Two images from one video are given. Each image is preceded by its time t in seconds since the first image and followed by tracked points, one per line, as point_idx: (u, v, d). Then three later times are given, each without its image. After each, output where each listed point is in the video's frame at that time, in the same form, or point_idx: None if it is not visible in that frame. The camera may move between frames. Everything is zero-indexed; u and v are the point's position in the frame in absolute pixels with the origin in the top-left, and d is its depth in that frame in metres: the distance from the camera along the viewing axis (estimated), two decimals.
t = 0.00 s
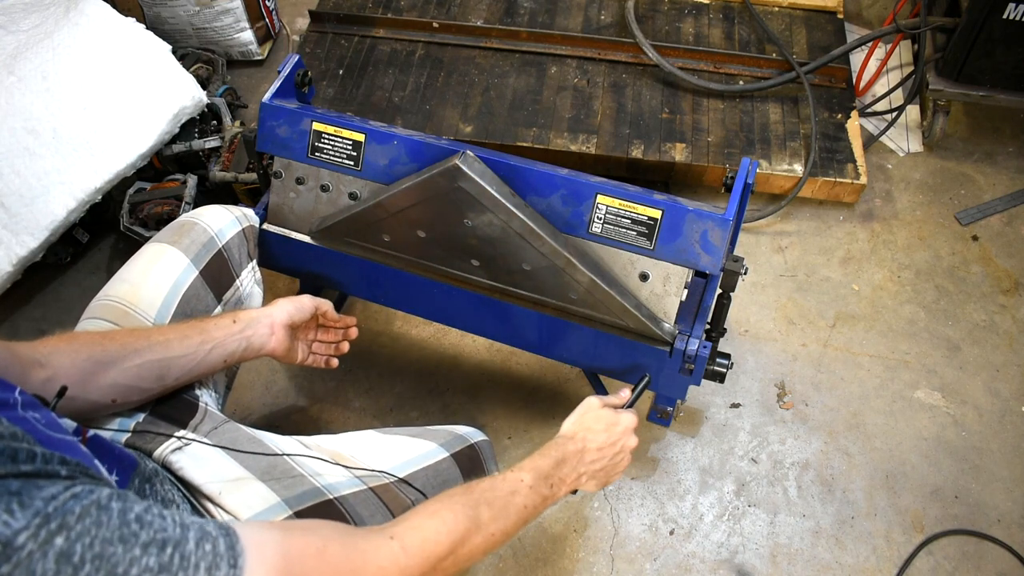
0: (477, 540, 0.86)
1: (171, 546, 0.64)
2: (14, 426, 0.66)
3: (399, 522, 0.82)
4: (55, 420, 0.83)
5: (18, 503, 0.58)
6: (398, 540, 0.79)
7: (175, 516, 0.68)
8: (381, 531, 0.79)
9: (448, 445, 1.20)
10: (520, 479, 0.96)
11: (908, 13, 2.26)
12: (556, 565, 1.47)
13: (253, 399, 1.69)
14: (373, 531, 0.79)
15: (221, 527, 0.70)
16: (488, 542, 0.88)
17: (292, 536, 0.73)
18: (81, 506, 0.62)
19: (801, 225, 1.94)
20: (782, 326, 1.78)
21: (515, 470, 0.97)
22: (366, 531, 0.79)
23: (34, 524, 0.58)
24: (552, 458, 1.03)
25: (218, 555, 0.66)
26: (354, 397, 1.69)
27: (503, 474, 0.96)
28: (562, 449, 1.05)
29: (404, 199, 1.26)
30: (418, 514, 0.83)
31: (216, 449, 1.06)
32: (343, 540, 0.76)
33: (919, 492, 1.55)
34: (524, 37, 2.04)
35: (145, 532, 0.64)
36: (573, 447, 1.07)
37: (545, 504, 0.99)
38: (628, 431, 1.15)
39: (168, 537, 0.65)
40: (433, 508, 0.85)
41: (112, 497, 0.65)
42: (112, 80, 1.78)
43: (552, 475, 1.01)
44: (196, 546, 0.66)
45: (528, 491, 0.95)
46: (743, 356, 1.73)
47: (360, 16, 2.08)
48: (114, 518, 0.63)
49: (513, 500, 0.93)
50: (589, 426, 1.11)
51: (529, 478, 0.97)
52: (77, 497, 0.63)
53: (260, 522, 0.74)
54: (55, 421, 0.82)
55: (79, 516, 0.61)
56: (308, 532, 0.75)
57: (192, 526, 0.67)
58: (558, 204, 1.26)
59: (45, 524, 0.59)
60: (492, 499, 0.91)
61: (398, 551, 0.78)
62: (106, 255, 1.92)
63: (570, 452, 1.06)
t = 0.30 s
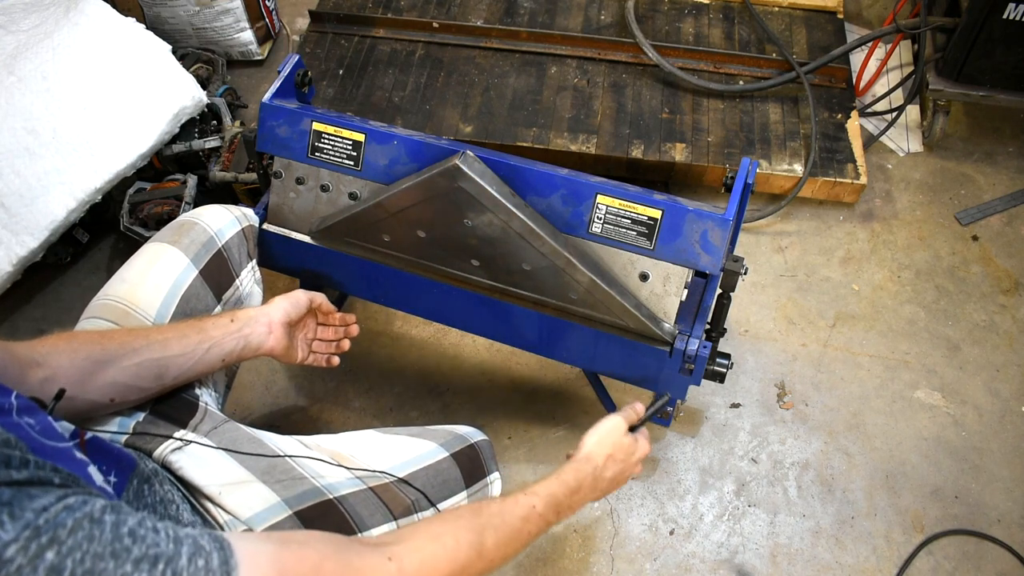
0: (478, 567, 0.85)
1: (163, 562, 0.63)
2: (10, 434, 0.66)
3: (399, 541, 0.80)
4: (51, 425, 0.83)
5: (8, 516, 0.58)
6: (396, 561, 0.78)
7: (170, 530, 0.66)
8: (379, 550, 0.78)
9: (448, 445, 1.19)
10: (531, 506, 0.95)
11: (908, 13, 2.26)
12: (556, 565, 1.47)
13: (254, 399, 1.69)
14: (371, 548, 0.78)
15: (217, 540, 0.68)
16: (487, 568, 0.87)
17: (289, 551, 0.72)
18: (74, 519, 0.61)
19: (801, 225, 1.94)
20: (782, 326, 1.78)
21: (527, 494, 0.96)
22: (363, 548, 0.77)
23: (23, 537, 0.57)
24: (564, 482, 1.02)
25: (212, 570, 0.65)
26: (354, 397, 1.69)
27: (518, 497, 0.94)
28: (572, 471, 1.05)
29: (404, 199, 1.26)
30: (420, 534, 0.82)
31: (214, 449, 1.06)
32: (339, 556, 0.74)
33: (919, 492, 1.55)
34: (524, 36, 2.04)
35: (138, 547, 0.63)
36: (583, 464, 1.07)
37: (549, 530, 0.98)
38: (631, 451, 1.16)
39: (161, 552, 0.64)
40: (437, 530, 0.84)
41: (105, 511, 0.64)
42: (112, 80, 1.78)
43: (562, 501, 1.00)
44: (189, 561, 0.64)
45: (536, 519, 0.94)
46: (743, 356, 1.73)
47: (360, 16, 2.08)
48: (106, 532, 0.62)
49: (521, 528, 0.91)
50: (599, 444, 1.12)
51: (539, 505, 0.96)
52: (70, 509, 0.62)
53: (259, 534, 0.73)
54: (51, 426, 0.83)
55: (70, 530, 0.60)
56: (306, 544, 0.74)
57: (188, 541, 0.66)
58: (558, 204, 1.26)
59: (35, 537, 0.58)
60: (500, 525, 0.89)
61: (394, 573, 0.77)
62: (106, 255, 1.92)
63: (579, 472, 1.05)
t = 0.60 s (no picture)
0: (480, 561, 0.85)
1: (161, 564, 0.63)
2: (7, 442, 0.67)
3: (402, 532, 0.80)
4: (49, 431, 0.84)
5: (3, 525, 0.58)
6: (399, 551, 0.77)
7: (168, 531, 0.66)
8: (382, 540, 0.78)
9: (448, 445, 1.19)
10: (533, 504, 0.96)
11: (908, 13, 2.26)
12: (556, 565, 1.47)
13: (254, 399, 1.69)
14: (374, 539, 0.78)
15: (216, 539, 0.68)
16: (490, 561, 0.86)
17: (290, 547, 0.72)
18: (70, 526, 0.61)
19: (801, 225, 1.94)
20: (782, 326, 1.78)
21: (529, 494, 0.97)
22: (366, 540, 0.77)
23: (19, 546, 0.57)
24: (566, 483, 1.04)
25: (212, 569, 0.65)
26: (354, 397, 1.69)
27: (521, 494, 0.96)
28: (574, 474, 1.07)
29: (404, 199, 1.26)
30: (422, 527, 0.82)
31: (214, 449, 1.06)
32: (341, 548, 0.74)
33: (919, 492, 1.55)
34: (524, 36, 2.04)
35: (135, 550, 0.63)
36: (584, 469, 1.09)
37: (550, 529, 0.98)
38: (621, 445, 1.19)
39: (160, 555, 0.63)
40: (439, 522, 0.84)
41: (102, 516, 0.64)
42: (112, 80, 1.78)
43: (563, 501, 1.01)
44: (188, 562, 0.64)
45: (539, 517, 0.95)
46: (743, 356, 1.73)
47: (360, 16, 2.08)
48: (104, 537, 0.62)
49: (523, 524, 0.92)
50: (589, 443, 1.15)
51: (541, 505, 0.97)
52: (67, 516, 0.62)
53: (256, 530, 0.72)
54: (49, 433, 0.84)
55: (67, 537, 0.60)
56: (306, 542, 0.73)
57: (185, 541, 0.66)
58: (558, 204, 1.26)
59: (31, 546, 0.58)
60: (502, 519, 0.90)
61: (397, 564, 0.76)
62: (106, 255, 1.92)
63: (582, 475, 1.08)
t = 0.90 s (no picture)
0: (481, 568, 0.83)
1: (164, 563, 0.62)
2: (9, 442, 0.67)
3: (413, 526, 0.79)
4: (52, 433, 0.83)
5: (5, 526, 0.58)
6: (406, 546, 0.77)
7: (171, 528, 0.66)
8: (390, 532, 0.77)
9: (450, 446, 1.19)
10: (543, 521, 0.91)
11: (908, 13, 2.26)
12: (556, 565, 1.47)
13: (254, 399, 1.69)
14: (383, 529, 0.77)
15: (218, 532, 0.68)
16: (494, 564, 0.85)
17: (297, 537, 0.72)
18: (72, 526, 0.61)
19: (801, 225, 1.94)
20: (782, 326, 1.78)
21: (544, 510, 0.93)
22: (373, 530, 0.77)
23: (21, 548, 0.57)
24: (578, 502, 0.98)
25: (215, 566, 0.64)
26: (354, 397, 1.69)
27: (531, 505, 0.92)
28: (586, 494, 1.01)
29: (403, 199, 1.26)
30: (433, 523, 0.81)
31: (215, 450, 1.06)
32: (348, 538, 0.74)
33: (919, 492, 1.55)
34: (524, 36, 2.04)
35: (138, 550, 0.63)
36: (598, 493, 1.03)
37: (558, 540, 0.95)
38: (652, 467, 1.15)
39: (163, 553, 0.63)
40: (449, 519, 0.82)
41: (104, 515, 0.64)
42: (112, 80, 1.78)
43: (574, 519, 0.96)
44: (190, 559, 0.64)
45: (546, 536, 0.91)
46: (743, 356, 1.73)
47: (360, 16, 2.08)
48: (106, 537, 0.62)
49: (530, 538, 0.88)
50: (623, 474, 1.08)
51: (552, 522, 0.92)
52: (68, 516, 0.62)
53: (261, 520, 0.73)
54: (53, 436, 0.83)
55: (68, 539, 0.60)
56: (313, 534, 0.73)
57: (188, 539, 0.66)
58: (558, 204, 1.26)
59: (32, 548, 0.58)
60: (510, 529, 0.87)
61: (403, 559, 0.76)
62: (106, 255, 1.92)
63: (595, 497, 1.02)
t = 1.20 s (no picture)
0: None
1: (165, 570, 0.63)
2: (9, 449, 0.67)
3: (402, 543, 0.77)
4: (52, 437, 0.83)
5: (9, 529, 0.58)
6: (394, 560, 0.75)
7: (170, 535, 0.66)
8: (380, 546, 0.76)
9: (451, 447, 1.19)
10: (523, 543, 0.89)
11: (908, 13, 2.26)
12: (556, 565, 1.47)
13: (254, 399, 1.69)
14: (371, 541, 0.76)
15: (216, 540, 0.68)
16: None
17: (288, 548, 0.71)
18: (76, 531, 0.62)
19: (801, 225, 1.94)
20: (782, 326, 1.78)
21: (522, 533, 0.90)
22: (364, 542, 0.75)
23: (25, 550, 0.57)
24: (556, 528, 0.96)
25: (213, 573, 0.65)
26: (354, 397, 1.69)
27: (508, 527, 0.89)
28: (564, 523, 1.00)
29: (403, 199, 1.26)
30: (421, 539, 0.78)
31: (216, 451, 1.05)
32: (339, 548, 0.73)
33: (919, 492, 1.55)
34: (524, 36, 2.04)
35: (140, 556, 0.63)
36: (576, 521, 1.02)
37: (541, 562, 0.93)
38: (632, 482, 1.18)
39: (163, 560, 0.63)
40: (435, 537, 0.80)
41: (105, 522, 0.64)
42: (112, 80, 1.78)
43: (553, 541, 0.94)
44: (190, 566, 0.64)
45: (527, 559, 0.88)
46: (743, 356, 1.73)
47: (360, 16, 2.08)
48: (108, 542, 0.62)
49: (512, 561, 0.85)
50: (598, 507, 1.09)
51: (530, 546, 0.89)
52: (71, 522, 0.62)
53: (255, 530, 0.72)
54: (52, 439, 0.83)
55: (73, 543, 0.60)
56: (306, 545, 0.72)
57: (187, 545, 0.66)
58: (558, 204, 1.26)
59: (38, 551, 0.58)
60: (493, 549, 0.84)
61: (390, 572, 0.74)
62: (106, 255, 1.92)
63: (572, 525, 1.01)
